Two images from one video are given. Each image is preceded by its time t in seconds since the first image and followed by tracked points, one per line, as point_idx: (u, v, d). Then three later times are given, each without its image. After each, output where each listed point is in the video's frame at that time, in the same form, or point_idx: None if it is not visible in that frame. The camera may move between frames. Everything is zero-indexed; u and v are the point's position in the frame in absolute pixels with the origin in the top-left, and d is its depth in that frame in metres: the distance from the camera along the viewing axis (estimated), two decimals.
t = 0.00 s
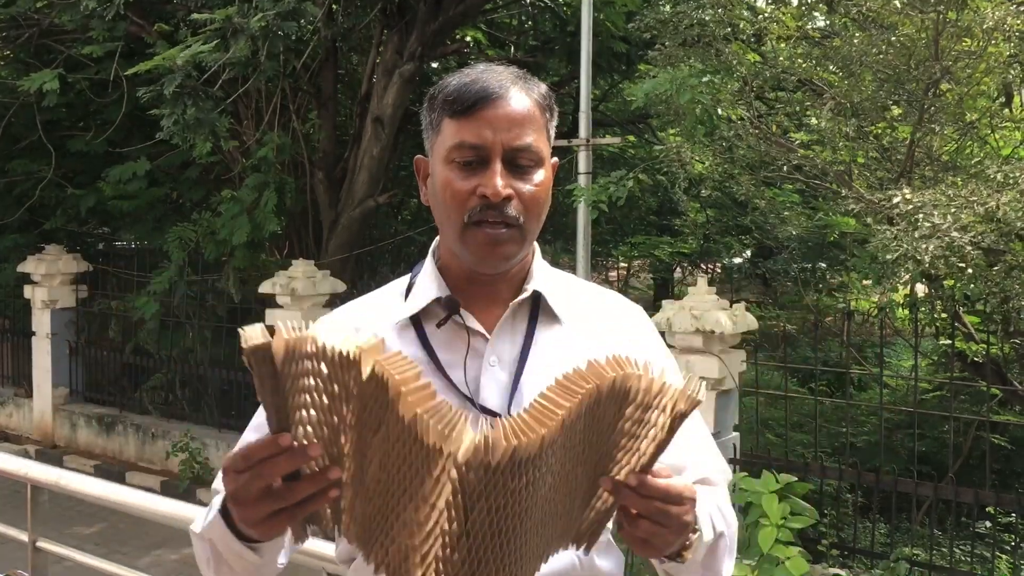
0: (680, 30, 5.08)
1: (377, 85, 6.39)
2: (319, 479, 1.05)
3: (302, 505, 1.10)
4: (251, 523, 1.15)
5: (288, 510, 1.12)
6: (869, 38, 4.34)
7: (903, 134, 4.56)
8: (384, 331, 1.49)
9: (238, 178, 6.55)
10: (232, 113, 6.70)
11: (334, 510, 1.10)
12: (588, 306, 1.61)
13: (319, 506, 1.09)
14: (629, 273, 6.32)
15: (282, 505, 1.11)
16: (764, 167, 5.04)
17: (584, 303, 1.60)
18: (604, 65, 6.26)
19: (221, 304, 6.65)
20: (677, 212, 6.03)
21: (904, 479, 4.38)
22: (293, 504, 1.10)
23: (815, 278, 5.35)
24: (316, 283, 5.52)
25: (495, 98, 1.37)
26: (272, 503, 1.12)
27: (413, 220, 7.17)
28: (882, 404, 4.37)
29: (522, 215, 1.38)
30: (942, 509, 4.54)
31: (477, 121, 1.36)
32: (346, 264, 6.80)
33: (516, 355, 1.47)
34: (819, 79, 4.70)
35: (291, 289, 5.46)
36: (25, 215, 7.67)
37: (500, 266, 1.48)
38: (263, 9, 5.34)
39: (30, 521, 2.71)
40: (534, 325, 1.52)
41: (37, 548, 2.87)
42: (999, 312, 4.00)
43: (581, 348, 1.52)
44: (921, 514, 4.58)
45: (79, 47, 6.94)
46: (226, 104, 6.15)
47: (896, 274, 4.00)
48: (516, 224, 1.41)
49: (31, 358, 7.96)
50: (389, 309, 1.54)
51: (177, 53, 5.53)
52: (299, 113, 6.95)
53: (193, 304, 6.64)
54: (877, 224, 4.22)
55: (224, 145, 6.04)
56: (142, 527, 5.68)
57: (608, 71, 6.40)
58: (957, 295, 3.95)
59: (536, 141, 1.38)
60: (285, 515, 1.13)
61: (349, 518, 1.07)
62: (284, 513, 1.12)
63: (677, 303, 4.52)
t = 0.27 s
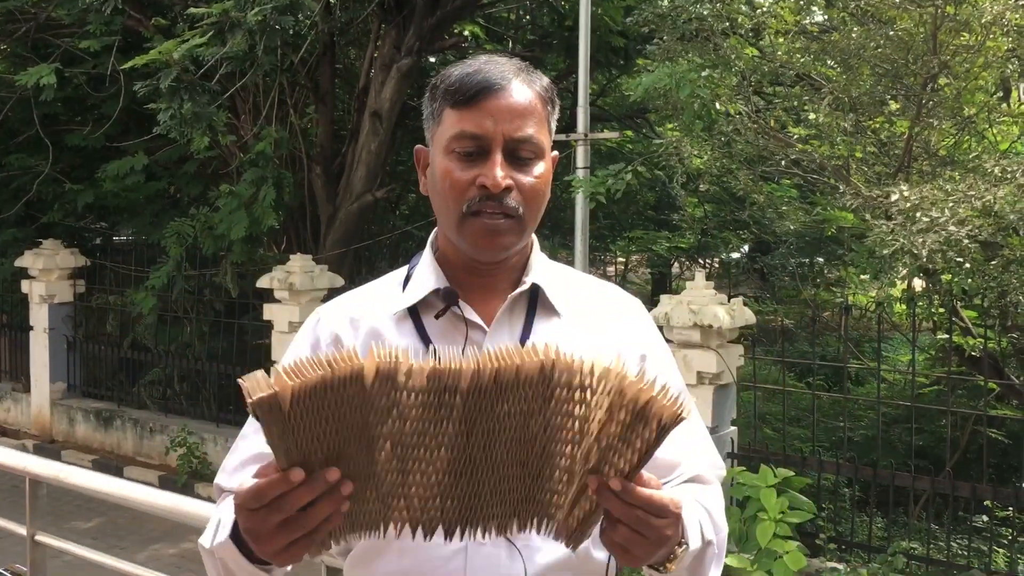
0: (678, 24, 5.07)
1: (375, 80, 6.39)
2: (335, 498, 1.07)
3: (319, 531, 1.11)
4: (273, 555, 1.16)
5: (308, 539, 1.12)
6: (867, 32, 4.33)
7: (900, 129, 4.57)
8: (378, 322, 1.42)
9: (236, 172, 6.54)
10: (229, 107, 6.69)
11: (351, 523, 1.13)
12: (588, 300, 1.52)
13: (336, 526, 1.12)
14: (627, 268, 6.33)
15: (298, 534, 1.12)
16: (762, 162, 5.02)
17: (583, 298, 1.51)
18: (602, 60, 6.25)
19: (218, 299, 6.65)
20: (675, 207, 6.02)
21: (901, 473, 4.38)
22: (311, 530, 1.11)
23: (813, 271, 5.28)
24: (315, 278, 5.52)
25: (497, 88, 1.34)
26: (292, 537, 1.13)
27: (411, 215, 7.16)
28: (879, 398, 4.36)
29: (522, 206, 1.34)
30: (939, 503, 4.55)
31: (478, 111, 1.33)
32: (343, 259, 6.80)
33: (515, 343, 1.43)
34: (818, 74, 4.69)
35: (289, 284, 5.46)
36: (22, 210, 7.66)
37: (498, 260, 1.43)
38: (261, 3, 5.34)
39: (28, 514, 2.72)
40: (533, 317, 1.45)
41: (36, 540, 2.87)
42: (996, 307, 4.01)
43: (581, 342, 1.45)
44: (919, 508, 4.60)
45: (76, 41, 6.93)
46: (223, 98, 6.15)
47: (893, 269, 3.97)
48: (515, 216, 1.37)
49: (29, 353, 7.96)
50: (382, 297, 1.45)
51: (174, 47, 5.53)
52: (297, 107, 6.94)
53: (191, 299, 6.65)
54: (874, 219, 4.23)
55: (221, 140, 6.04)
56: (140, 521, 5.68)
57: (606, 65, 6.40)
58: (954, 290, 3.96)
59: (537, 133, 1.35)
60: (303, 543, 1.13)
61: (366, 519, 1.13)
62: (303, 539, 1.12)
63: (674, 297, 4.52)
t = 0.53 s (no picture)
0: (676, 20, 5.05)
1: (372, 77, 6.38)
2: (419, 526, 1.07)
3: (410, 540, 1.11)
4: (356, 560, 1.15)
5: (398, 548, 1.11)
6: (864, 28, 4.32)
7: (898, 125, 4.57)
8: (373, 316, 1.35)
9: (233, 169, 6.53)
10: (225, 104, 6.67)
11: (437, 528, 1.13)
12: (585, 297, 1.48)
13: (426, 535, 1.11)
14: (624, 264, 6.34)
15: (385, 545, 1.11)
16: (759, 158, 5.04)
17: (580, 294, 1.47)
18: (599, 56, 6.25)
19: (216, 296, 6.65)
20: (672, 203, 6.02)
21: (899, 468, 4.39)
22: (401, 544, 1.10)
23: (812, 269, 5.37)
24: (312, 275, 5.52)
25: (496, 86, 1.35)
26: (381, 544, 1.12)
27: (408, 211, 7.15)
28: (876, 394, 4.36)
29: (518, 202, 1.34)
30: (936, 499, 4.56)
31: (479, 107, 1.34)
32: (341, 255, 6.80)
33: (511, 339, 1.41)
34: (816, 69, 4.68)
35: (287, 281, 5.46)
36: (18, 207, 7.64)
37: (492, 258, 1.42)
38: None
39: (26, 511, 2.72)
40: (527, 314, 1.42)
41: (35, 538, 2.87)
42: (994, 303, 4.01)
43: (578, 339, 1.41)
44: (916, 504, 4.60)
45: (72, 38, 6.92)
46: (220, 95, 6.14)
47: (891, 265, 3.93)
48: (510, 212, 1.36)
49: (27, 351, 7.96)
50: (377, 291, 1.39)
51: (170, 44, 5.52)
52: (293, 104, 6.93)
53: (188, 297, 6.64)
54: (872, 215, 4.23)
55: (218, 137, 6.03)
56: (138, 519, 5.68)
57: (603, 62, 6.40)
58: (951, 286, 3.96)
59: (533, 130, 1.35)
60: (383, 556, 1.12)
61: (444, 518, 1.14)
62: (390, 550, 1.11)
63: (672, 293, 4.53)
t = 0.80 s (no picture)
0: (670, 17, 5.04)
1: (367, 75, 6.37)
2: (455, 575, 1.01)
3: None
4: None
5: None
6: (859, 25, 4.32)
7: (893, 121, 4.58)
8: (366, 318, 1.29)
9: (228, 168, 6.52)
10: (220, 103, 6.67)
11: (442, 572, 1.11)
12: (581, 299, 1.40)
13: None
14: (620, 261, 6.34)
15: None
16: (755, 155, 5.05)
17: (578, 295, 1.39)
18: (594, 54, 6.25)
19: (212, 296, 6.64)
20: (668, 200, 6.02)
21: (895, 464, 4.39)
22: None
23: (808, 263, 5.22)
24: (308, 274, 5.51)
25: (523, 114, 1.17)
26: None
27: (403, 210, 7.12)
28: (871, 391, 4.36)
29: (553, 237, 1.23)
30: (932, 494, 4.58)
31: (502, 140, 1.17)
32: (336, 254, 6.79)
33: (508, 343, 1.32)
34: (811, 66, 4.67)
35: (283, 280, 5.45)
36: (13, 207, 7.63)
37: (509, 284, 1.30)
38: None
39: (22, 512, 2.71)
40: (524, 317, 1.33)
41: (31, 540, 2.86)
42: (989, 298, 4.02)
43: (576, 341, 1.34)
44: (913, 500, 4.62)
45: (67, 37, 6.90)
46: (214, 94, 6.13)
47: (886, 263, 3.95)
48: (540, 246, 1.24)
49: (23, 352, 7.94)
50: (370, 290, 1.33)
51: (164, 43, 5.51)
52: (288, 103, 6.91)
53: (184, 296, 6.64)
54: (867, 213, 4.24)
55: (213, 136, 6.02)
56: (134, 519, 5.68)
57: (598, 59, 6.40)
58: (947, 282, 3.96)
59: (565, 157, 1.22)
60: None
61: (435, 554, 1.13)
62: None
63: (667, 290, 4.53)
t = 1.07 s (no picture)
0: (660, 11, 5.01)
1: (357, 72, 6.36)
2: None
3: None
4: None
5: None
6: (849, 17, 4.32)
7: (883, 113, 4.59)
8: (369, 319, 1.26)
9: (219, 166, 6.51)
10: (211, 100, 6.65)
11: None
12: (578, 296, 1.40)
13: None
14: (613, 256, 6.36)
15: None
16: (746, 148, 5.06)
17: (575, 293, 1.40)
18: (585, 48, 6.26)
19: (204, 294, 6.63)
20: (660, 194, 6.01)
21: (888, 454, 4.41)
22: None
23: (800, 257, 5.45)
24: (301, 271, 5.49)
25: (545, 123, 1.17)
26: None
27: (396, 206, 7.10)
28: (864, 382, 4.36)
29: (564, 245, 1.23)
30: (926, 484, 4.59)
31: (523, 150, 1.16)
32: (329, 251, 6.78)
33: (514, 344, 1.30)
34: (801, 59, 4.67)
35: (275, 277, 5.44)
36: (4, 208, 7.60)
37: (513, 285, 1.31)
38: None
39: (17, 513, 2.70)
40: (528, 319, 1.33)
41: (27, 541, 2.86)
42: (981, 289, 4.03)
43: (577, 340, 1.34)
44: (907, 490, 4.64)
45: (55, 36, 6.88)
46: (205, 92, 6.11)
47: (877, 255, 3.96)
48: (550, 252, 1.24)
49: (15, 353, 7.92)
50: (371, 290, 1.30)
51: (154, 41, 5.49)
52: (279, 100, 6.90)
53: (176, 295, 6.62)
54: (859, 205, 4.26)
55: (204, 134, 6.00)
56: (129, 518, 5.67)
57: (589, 54, 6.41)
58: (938, 273, 3.97)
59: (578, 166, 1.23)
60: None
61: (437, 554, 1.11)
62: None
63: (660, 284, 4.53)
